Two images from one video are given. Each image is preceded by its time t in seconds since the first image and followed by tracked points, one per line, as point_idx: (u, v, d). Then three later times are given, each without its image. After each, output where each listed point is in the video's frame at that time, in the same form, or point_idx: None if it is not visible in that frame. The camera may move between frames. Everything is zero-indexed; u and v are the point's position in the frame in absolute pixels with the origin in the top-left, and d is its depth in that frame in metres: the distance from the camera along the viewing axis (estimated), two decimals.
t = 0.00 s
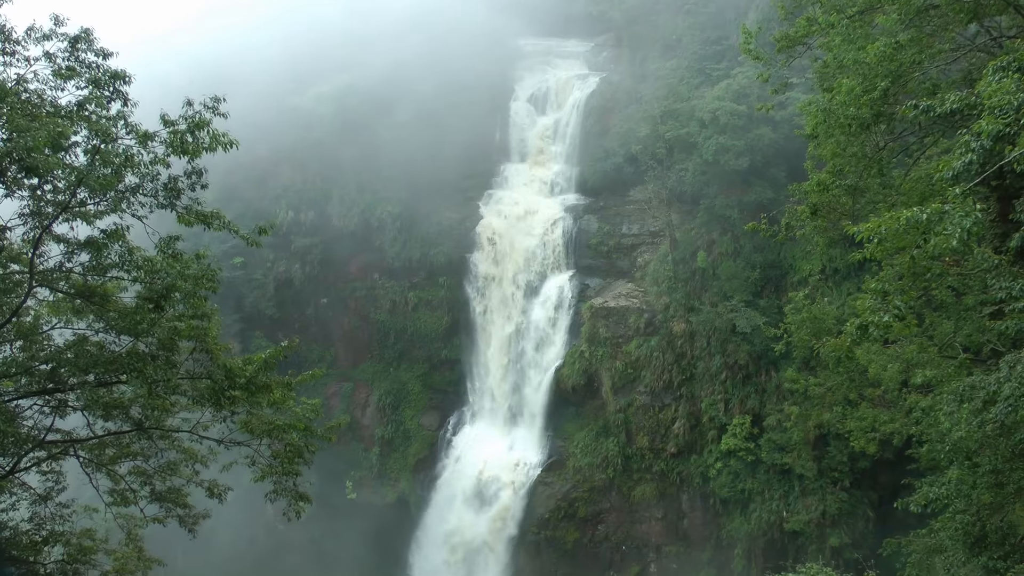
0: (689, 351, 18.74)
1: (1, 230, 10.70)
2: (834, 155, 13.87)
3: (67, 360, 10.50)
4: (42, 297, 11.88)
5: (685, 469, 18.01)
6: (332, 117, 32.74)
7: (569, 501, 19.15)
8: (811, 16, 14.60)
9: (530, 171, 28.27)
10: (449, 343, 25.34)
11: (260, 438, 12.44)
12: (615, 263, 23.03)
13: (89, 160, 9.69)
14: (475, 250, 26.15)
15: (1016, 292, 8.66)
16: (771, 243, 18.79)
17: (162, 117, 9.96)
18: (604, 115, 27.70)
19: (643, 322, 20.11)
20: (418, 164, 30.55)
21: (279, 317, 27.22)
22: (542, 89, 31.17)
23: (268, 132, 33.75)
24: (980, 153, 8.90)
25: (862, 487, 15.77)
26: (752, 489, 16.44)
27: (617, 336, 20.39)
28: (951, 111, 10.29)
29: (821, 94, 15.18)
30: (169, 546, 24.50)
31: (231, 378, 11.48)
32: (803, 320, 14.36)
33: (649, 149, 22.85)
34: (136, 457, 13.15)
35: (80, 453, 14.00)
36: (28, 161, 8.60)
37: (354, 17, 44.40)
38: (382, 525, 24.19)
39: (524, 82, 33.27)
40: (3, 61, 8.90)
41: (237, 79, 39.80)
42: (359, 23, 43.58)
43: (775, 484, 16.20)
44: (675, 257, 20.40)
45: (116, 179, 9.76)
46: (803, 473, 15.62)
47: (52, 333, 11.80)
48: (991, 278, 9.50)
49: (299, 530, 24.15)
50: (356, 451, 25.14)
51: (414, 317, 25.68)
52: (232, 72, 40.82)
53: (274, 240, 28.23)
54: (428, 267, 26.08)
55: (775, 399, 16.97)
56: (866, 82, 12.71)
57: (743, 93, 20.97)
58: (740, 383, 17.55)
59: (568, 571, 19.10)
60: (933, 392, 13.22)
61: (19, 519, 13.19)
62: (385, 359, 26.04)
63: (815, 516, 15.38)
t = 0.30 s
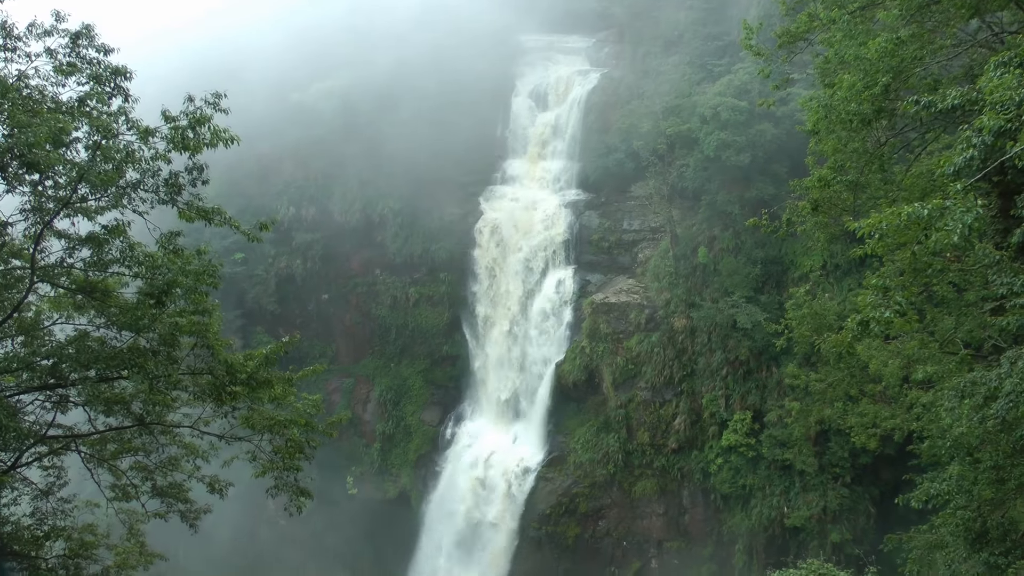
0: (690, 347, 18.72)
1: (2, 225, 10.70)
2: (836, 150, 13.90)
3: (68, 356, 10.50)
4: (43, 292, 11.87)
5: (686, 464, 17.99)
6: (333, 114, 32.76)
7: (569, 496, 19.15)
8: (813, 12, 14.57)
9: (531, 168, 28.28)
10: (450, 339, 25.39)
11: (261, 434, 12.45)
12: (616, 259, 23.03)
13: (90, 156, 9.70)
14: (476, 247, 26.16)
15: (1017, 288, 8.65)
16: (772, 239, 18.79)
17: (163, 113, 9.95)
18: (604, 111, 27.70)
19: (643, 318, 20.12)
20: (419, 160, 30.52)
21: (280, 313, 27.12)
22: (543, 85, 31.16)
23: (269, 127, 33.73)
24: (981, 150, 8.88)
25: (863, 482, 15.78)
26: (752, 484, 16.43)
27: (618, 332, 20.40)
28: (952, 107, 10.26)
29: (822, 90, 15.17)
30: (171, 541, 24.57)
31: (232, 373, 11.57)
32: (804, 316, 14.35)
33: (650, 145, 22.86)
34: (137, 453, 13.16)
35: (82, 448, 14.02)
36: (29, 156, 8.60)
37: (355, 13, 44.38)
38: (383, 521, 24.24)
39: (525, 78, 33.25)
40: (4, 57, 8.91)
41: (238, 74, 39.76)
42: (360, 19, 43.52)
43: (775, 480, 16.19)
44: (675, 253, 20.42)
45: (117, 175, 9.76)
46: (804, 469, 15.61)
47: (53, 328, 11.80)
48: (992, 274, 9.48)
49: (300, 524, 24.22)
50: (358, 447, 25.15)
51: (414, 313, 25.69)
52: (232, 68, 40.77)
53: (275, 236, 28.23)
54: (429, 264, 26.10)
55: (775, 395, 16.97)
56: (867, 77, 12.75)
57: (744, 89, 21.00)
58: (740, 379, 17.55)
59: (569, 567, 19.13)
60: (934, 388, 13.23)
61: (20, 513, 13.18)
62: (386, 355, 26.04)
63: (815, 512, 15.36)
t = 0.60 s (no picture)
0: (691, 343, 18.72)
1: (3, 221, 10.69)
2: (837, 147, 13.92)
3: (69, 353, 10.49)
4: (45, 289, 11.87)
5: (687, 461, 18.00)
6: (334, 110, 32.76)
7: (571, 493, 19.12)
8: (814, 8, 14.56)
9: (532, 165, 28.30)
10: (451, 336, 25.39)
11: (262, 430, 12.45)
12: (616, 255, 23.03)
13: (91, 152, 9.70)
14: (477, 244, 26.17)
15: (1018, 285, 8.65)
16: (773, 235, 18.81)
17: (164, 110, 9.96)
18: (605, 108, 27.69)
19: (645, 314, 20.13)
20: (419, 157, 30.52)
21: (282, 310, 27.09)
22: (544, 83, 31.15)
23: (269, 124, 33.71)
24: (983, 146, 8.88)
25: (864, 479, 15.79)
26: (754, 481, 16.42)
27: (619, 328, 20.42)
28: (954, 104, 10.26)
29: (823, 87, 15.18)
30: (172, 537, 24.59)
31: (233, 370, 11.61)
32: (805, 313, 14.35)
33: (651, 141, 22.88)
34: (139, 449, 13.16)
35: (83, 444, 14.01)
36: (30, 153, 8.62)
37: (356, 9, 44.37)
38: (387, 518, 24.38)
39: (526, 75, 33.25)
40: (6, 53, 8.90)
41: (239, 70, 39.72)
42: (361, 16, 43.53)
43: (777, 477, 16.18)
44: (676, 249, 20.42)
45: (118, 171, 9.75)
46: (805, 465, 15.61)
47: (54, 325, 11.79)
48: (993, 271, 9.49)
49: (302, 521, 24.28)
50: (358, 443, 25.16)
51: (415, 310, 25.68)
52: (233, 64, 40.76)
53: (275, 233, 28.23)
54: (430, 261, 26.10)
55: (776, 392, 16.96)
56: (868, 74, 12.76)
57: (745, 86, 21.01)
58: (742, 376, 17.54)
59: (570, 564, 19.13)
60: (934, 385, 13.25)
61: (22, 510, 13.18)
62: (387, 352, 26.05)
63: (816, 509, 15.35)
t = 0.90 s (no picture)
0: (691, 342, 18.71)
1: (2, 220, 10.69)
2: (836, 147, 13.97)
3: (68, 352, 10.48)
4: (44, 288, 11.87)
5: (686, 460, 18.00)
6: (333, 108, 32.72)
7: (570, 492, 19.12)
8: (813, 8, 14.56)
9: (531, 164, 28.28)
10: (450, 335, 25.39)
11: (261, 429, 12.45)
12: (616, 255, 23.01)
13: (91, 151, 9.70)
14: (477, 243, 26.14)
15: (1017, 284, 8.66)
16: (772, 235, 18.80)
17: (164, 108, 9.96)
18: (605, 107, 27.69)
19: (644, 313, 20.14)
20: (419, 156, 30.53)
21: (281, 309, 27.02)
22: (543, 82, 31.16)
23: (269, 122, 33.68)
24: (982, 146, 8.88)
25: (863, 479, 15.79)
26: (753, 480, 16.43)
27: (618, 328, 20.42)
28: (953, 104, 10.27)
29: (822, 86, 15.20)
30: (171, 537, 24.61)
31: (233, 369, 11.61)
32: (804, 312, 14.35)
33: (650, 140, 22.93)
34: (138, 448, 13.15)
35: (83, 444, 14.00)
36: (30, 152, 8.63)
37: (356, 8, 44.37)
38: (385, 518, 24.36)
39: (525, 75, 33.26)
40: (5, 52, 8.90)
41: (239, 69, 39.70)
42: (362, 15, 43.51)
43: (776, 476, 16.18)
44: (676, 249, 20.44)
45: (117, 170, 9.76)
46: (804, 465, 15.60)
47: (53, 324, 11.78)
48: (992, 270, 9.51)
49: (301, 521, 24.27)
50: (358, 442, 24.99)
51: (415, 309, 25.65)
52: (234, 63, 40.75)
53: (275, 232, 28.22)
54: (429, 259, 26.09)
55: (776, 391, 16.96)
56: (867, 74, 12.77)
57: (745, 85, 21.01)
58: (741, 375, 17.53)
59: (569, 563, 19.14)
60: (933, 384, 13.26)
61: (21, 508, 13.18)
62: (386, 351, 26.04)
63: (815, 508, 15.33)
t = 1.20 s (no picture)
0: (690, 342, 18.72)
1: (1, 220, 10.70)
2: (835, 146, 14.01)
3: (67, 351, 10.47)
4: (43, 288, 11.87)
5: (685, 460, 18.03)
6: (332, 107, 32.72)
7: (569, 492, 19.12)
8: (813, 7, 14.55)
9: (530, 163, 28.27)
10: (449, 334, 25.40)
11: (260, 429, 12.45)
12: (615, 254, 23.01)
13: (89, 151, 9.69)
14: (475, 242, 26.12)
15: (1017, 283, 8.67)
16: (771, 234, 18.81)
17: (163, 108, 9.96)
18: (604, 106, 27.70)
19: (643, 313, 20.14)
20: (417, 155, 30.53)
21: (280, 308, 26.95)
22: (542, 81, 31.26)
23: (267, 121, 33.65)
24: (981, 145, 8.90)
25: (863, 478, 15.79)
26: (752, 480, 16.43)
27: (617, 327, 20.42)
28: (952, 102, 10.29)
29: (820, 85, 15.22)
30: (171, 536, 24.73)
31: (231, 369, 11.61)
32: (803, 312, 14.36)
33: (649, 138, 23.31)
34: (137, 448, 13.16)
35: (82, 444, 13.98)
36: (28, 152, 8.63)
37: (355, 7, 44.38)
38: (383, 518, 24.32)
39: (524, 74, 33.28)
40: (3, 51, 8.89)
41: (238, 68, 39.66)
42: (360, 14, 43.46)
43: (775, 475, 16.18)
44: (674, 248, 20.43)
45: (116, 170, 9.75)
46: (803, 464, 15.59)
47: (52, 324, 11.78)
48: (991, 269, 9.54)
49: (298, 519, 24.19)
50: (357, 442, 25.06)
51: (414, 308, 25.64)
52: (233, 62, 40.73)
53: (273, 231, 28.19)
54: (428, 259, 26.08)
55: (774, 391, 16.96)
56: (866, 73, 12.79)
57: (744, 84, 21.02)
58: (740, 374, 17.53)
59: (568, 562, 19.14)
60: (932, 383, 13.27)
61: (20, 509, 13.17)
62: (385, 350, 26.03)
63: (815, 507, 15.33)
